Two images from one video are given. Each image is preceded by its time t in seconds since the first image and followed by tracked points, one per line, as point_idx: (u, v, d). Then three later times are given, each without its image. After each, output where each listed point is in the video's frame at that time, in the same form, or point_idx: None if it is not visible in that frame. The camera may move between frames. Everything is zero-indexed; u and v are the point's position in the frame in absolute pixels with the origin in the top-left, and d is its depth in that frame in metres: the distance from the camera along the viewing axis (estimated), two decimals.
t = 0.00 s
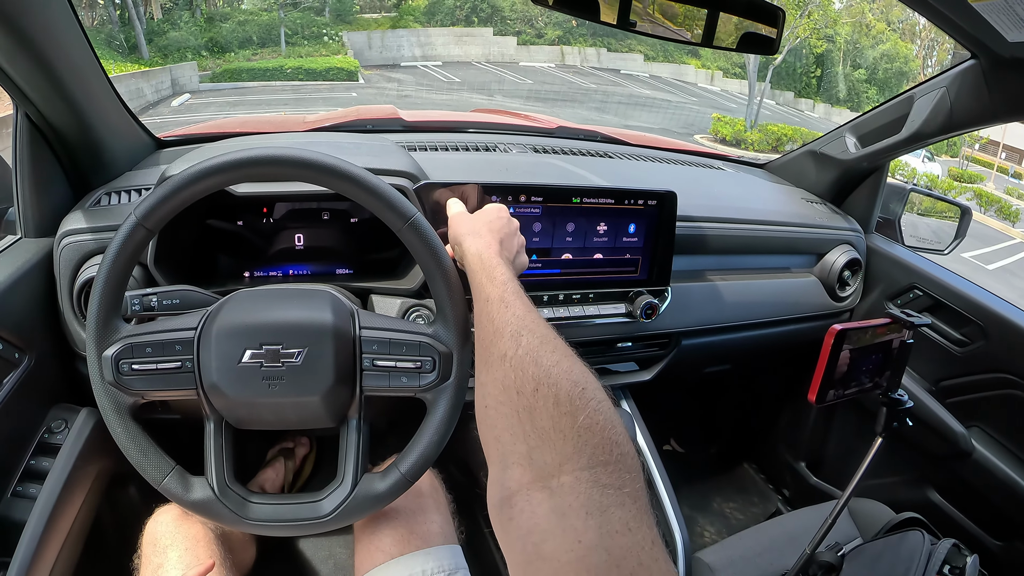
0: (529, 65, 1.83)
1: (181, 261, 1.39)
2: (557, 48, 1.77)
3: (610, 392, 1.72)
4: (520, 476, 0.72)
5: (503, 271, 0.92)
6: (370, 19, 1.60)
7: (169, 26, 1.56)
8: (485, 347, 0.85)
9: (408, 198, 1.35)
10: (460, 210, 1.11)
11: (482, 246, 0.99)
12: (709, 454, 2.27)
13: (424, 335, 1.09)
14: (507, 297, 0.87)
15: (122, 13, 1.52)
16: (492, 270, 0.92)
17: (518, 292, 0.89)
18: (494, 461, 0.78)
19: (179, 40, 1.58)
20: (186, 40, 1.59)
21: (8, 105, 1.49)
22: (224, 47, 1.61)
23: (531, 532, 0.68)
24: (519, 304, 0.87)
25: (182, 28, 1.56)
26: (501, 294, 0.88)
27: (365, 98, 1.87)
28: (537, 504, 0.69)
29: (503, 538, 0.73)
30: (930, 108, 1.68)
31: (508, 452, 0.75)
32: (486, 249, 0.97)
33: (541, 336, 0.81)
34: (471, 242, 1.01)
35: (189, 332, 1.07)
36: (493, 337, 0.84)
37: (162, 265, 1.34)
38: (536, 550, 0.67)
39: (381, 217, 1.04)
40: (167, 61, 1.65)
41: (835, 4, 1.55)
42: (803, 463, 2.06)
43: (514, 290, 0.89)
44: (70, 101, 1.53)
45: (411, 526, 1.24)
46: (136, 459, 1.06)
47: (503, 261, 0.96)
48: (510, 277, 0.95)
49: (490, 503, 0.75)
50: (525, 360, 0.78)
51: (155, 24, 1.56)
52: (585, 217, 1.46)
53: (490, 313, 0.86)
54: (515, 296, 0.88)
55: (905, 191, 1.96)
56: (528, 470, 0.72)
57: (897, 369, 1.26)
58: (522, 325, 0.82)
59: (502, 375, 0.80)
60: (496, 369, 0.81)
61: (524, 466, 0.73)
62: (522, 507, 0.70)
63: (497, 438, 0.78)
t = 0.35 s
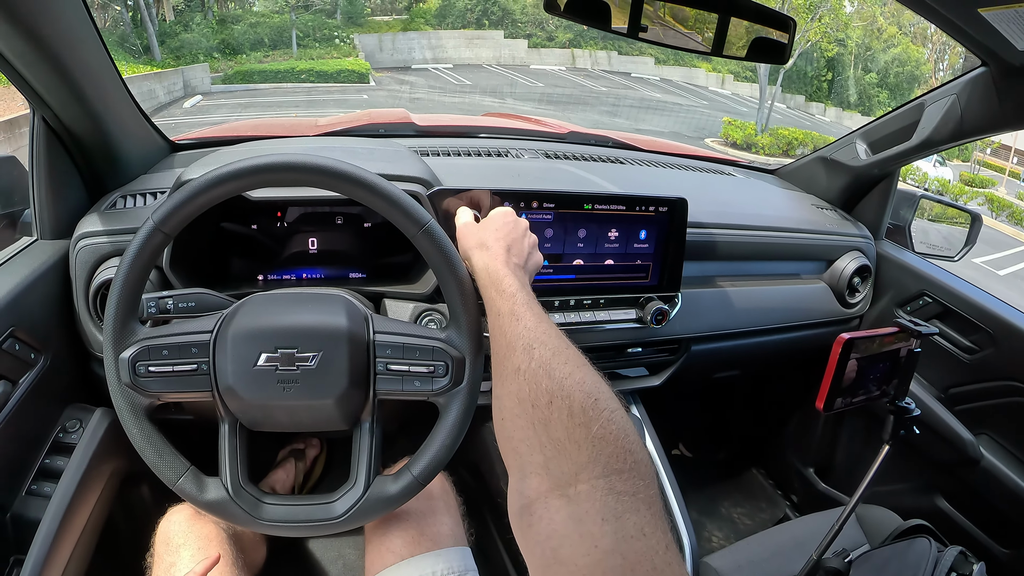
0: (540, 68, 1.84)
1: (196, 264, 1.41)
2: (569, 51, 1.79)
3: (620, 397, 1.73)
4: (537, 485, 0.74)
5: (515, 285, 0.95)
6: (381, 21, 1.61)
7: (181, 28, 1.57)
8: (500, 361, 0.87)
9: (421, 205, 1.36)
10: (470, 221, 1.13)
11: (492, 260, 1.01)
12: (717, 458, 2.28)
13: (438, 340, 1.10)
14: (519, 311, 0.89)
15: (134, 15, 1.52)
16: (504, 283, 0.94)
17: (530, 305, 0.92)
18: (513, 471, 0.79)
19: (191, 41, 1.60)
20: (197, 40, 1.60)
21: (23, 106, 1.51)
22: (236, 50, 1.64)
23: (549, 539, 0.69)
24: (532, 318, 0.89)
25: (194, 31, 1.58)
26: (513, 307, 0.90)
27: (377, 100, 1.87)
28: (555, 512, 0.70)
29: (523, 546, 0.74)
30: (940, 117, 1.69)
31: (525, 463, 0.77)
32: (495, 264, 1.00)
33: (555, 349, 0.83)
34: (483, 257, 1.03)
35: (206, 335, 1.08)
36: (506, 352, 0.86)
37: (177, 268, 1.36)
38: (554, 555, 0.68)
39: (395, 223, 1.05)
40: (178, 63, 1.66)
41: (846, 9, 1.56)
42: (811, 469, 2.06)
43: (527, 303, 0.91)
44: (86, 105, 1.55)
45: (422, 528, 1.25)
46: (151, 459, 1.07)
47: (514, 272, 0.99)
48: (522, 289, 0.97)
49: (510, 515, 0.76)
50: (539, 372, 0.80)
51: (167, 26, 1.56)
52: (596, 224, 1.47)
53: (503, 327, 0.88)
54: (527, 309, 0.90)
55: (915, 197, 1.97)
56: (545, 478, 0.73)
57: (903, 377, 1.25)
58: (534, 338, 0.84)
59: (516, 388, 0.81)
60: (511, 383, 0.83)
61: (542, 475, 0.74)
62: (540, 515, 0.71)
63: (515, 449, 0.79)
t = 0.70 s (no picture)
0: (551, 71, 1.90)
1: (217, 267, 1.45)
2: (579, 54, 1.86)
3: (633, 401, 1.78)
4: (624, 539, 0.80)
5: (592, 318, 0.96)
6: (392, 24, 1.66)
7: (193, 31, 1.62)
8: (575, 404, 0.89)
9: (440, 211, 1.39)
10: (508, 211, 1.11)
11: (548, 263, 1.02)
12: (727, 461, 2.30)
13: (456, 344, 1.14)
14: (604, 360, 0.91)
15: (149, 18, 1.56)
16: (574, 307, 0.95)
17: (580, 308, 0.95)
18: (587, 515, 0.84)
19: (202, 43, 1.65)
20: (212, 43, 1.65)
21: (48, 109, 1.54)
22: (251, 52, 1.67)
23: None
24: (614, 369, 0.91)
25: (208, 33, 1.62)
26: (591, 349, 0.92)
27: (389, 103, 1.93)
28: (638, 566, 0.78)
29: None
30: (947, 125, 1.72)
31: (604, 514, 0.82)
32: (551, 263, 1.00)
33: (642, 410, 0.87)
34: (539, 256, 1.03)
35: (231, 337, 1.12)
36: (584, 400, 0.88)
37: (200, 272, 1.42)
38: None
39: (417, 231, 1.09)
40: (192, 65, 1.71)
41: (858, 11, 1.53)
42: (819, 472, 2.09)
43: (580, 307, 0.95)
44: (110, 112, 1.59)
45: (438, 525, 1.29)
46: (178, 457, 1.11)
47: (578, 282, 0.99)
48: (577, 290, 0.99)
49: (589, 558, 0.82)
50: (629, 432, 0.84)
51: (180, 28, 1.60)
52: (608, 230, 1.50)
53: (584, 372, 0.90)
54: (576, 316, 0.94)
55: (923, 204, 2.00)
56: (629, 533, 0.80)
57: (905, 383, 1.26)
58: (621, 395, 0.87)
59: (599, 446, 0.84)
60: (595, 433, 0.85)
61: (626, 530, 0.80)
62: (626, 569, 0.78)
63: (591, 499, 0.84)
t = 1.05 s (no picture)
0: (561, 73, 1.92)
1: (230, 262, 1.48)
2: (588, 55, 1.88)
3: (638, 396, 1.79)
4: None
5: (623, 359, 0.91)
6: (402, 25, 1.65)
7: (203, 32, 1.64)
8: (613, 456, 0.85)
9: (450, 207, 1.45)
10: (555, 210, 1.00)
11: (587, 244, 0.94)
12: (733, 460, 2.30)
13: (467, 336, 1.16)
14: (637, 415, 0.87)
15: (157, 20, 1.60)
16: (608, 327, 0.92)
17: (603, 288, 0.94)
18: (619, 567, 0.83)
19: (212, 45, 1.67)
20: (223, 44, 1.66)
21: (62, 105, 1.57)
22: (263, 53, 1.68)
23: None
24: (647, 425, 0.87)
25: (219, 34, 1.64)
26: (624, 403, 0.87)
27: (398, 104, 1.94)
28: None
29: None
30: (952, 123, 1.72)
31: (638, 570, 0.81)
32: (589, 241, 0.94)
33: (671, 464, 0.87)
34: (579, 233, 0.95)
35: (247, 328, 1.15)
36: (615, 456, 0.85)
37: (215, 267, 1.45)
38: None
39: (429, 225, 1.11)
40: (201, 66, 1.73)
41: (867, 12, 1.50)
42: (825, 471, 2.10)
43: (605, 283, 0.94)
44: (126, 109, 1.62)
45: (447, 516, 1.32)
46: (192, 445, 1.13)
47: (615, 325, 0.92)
48: (614, 287, 0.96)
49: None
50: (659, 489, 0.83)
51: (189, 30, 1.63)
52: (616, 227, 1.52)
53: (624, 427, 0.85)
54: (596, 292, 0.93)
55: (931, 203, 2.00)
56: None
57: (907, 375, 1.26)
58: (655, 454, 0.86)
59: (638, 503, 0.82)
60: (629, 485, 0.83)
61: None
62: None
63: (628, 552, 0.82)
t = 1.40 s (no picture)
0: (568, 72, 1.88)
1: (232, 261, 1.47)
2: (597, 55, 1.84)
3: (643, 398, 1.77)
4: (612, 478, 0.81)
5: (563, 285, 0.98)
6: (410, 25, 1.63)
7: (211, 31, 1.63)
8: (562, 363, 0.92)
9: (454, 207, 1.41)
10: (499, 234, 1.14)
11: (535, 217, 1.09)
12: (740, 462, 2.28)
13: (469, 337, 1.15)
14: (571, 318, 0.93)
15: (167, 17, 1.58)
16: (552, 267, 1.02)
17: (561, 244, 1.07)
18: (588, 466, 0.86)
19: (221, 44, 1.66)
20: (231, 43, 1.66)
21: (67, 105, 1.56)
22: (269, 52, 1.68)
23: (624, 527, 0.77)
24: (583, 327, 0.91)
25: (226, 33, 1.63)
26: (564, 318, 0.94)
27: (405, 103, 1.93)
28: (630, 504, 0.78)
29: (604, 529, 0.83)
30: (963, 124, 1.70)
31: (599, 463, 0.84)
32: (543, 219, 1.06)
33: (609, 348, 0.88)
34: (522, 211, 1.10)
35: (247, 329, 1.14)
36: (569, 374, 0.90)
37: (217, 265, 1.44)
38: (630, 539, 0.76)
39: (431, 224, 1.09)
40: (209, 65, 1.72)
41: (877, 12, 1.53)
42: (833, 474, 2.08)
43: (560, 238, 1.07)
44: (129, 107, 1.61)
45: (449, 518, 1.30)
46: (191, 446, 1.12)
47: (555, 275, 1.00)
48: (570, 240, 1.09)
49: (595, 503, 0.84)
50: (597, 373, 0.86)
51: (198, 28, 1.61)
52: (622, 228, 1.50)
53: (561, 335, 0.93)
54: (556, 247, 1.05)
55: (940, 204, 1.97)
56: (620, 473, 0.80)
57: (918, 381, 1.23)
58: (588, 344, 0.89)
59: (581, 395, 0.87)
60: (574, 386, 0.89)
61: (613, 470, 0.81)
62: (622, 507, 0.78)
63: (589, 449, 0.86)
